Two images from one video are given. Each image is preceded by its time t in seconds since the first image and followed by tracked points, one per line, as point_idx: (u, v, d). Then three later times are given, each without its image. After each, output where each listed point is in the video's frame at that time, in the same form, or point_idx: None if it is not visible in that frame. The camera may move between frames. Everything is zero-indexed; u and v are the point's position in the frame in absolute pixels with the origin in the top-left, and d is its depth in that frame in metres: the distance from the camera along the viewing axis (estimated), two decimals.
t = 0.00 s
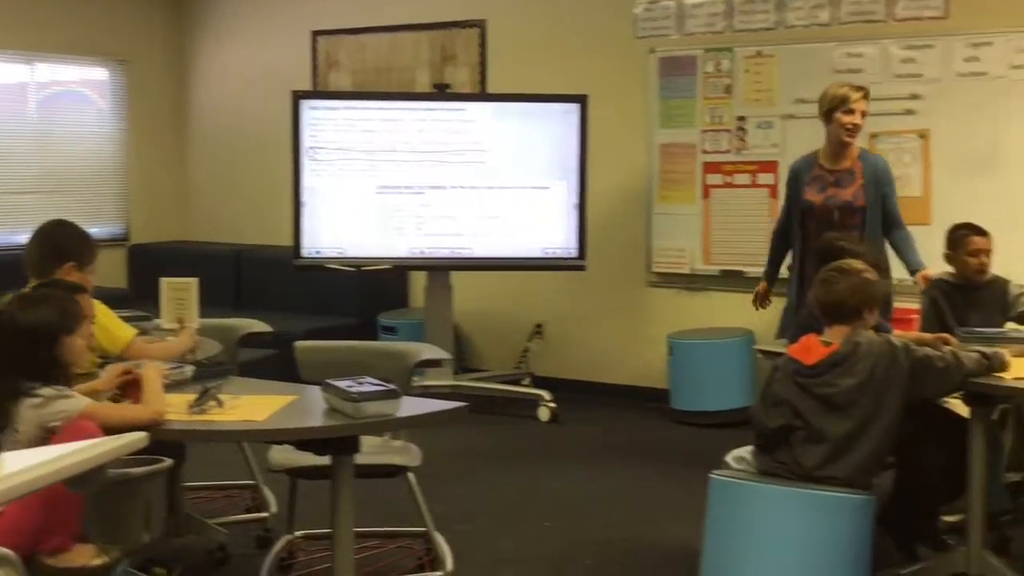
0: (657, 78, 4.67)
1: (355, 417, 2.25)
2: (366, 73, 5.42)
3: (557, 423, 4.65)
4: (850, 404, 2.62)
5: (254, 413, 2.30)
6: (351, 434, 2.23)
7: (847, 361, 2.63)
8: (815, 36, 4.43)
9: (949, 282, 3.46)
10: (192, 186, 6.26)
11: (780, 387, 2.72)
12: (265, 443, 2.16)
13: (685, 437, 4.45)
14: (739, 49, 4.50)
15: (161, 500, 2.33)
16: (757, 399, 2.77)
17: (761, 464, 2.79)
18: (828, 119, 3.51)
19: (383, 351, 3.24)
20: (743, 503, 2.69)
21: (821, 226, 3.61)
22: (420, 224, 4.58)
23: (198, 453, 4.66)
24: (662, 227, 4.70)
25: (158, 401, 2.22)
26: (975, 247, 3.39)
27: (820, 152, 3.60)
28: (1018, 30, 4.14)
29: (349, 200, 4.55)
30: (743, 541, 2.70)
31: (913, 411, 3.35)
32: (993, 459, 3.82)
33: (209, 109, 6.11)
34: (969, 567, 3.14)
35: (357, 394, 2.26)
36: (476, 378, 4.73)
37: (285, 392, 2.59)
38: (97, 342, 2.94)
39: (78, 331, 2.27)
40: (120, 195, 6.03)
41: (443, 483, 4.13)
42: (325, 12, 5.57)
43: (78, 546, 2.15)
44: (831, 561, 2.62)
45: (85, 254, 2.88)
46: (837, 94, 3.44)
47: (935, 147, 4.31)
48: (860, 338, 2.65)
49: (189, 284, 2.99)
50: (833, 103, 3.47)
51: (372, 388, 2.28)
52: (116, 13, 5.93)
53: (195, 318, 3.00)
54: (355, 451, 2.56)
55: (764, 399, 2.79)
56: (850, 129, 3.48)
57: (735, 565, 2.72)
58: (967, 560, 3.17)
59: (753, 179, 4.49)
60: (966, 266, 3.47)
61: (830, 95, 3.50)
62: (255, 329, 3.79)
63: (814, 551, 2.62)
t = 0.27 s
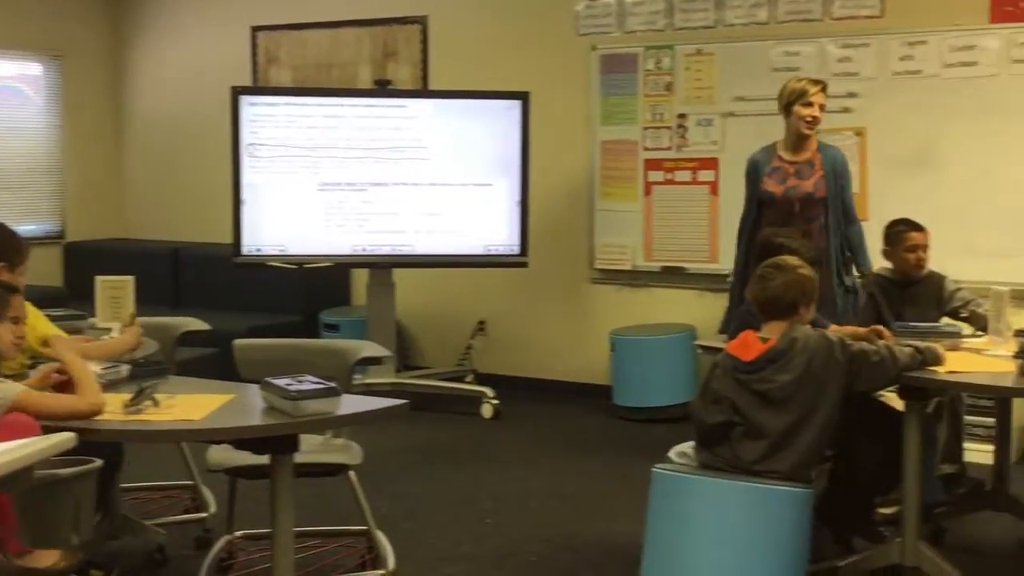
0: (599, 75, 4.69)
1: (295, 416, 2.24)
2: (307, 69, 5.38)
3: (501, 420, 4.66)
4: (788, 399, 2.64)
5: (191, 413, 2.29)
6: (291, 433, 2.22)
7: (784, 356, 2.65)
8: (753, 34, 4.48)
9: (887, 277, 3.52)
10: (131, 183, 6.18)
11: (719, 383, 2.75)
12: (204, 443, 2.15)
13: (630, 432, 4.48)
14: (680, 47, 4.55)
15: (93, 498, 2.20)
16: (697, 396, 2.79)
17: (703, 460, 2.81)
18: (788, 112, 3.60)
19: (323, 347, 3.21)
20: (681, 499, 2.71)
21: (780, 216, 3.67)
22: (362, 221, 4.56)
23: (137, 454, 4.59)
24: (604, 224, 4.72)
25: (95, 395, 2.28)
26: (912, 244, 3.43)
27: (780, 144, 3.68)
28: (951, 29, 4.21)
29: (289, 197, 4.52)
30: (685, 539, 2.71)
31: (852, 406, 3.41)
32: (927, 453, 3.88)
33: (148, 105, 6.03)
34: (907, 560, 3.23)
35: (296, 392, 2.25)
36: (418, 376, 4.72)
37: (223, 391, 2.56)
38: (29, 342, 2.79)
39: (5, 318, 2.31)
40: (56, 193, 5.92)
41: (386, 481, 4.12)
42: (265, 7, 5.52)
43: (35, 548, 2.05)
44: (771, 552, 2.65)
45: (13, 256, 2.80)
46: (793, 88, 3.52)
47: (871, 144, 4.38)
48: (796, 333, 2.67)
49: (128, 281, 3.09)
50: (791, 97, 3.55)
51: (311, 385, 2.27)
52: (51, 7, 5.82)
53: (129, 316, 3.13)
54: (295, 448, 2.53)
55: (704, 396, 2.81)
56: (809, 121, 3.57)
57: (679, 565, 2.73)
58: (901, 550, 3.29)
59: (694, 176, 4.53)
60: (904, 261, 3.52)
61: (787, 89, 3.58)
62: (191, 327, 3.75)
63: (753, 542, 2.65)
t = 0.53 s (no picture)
0: (542, 74, 4.71)
1: (233, 416, 2.22)
2: (248, 66, 5.32)
3: (445, 418, 4.65)
4: (727, 397, 2.67)
5: (128, 414, 2.26)
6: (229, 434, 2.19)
7: (724, 353, 2.68)
8: (694, 34, 4.52)
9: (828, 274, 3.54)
10: (68, 182, 6.07)
11: (660, 382, 2.76)
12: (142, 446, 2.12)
13: (575, 429, 4.50)
14: (622, 46, 4.57)
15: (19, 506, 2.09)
16: (639, 395, 2.80)
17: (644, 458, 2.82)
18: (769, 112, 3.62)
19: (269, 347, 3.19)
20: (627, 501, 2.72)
21: (768, 214, 3.68)
22: (305, 220, 4.53)
23: (74, 457, 4.50)
24: (548, 222, 4.74)
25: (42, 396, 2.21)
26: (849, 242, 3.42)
27: (764, 142, 3.68)
28: (887, 30, 4.28)
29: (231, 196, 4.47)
30: (630, 540, 2.73)
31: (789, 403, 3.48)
32: (864, 448, 3.95)
33: (86, 102, 5.93)
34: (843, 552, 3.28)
35: (235, 392, 2.22)
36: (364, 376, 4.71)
37: (161, 392, 2.53)
38: None
39: None
40: None
41: (330, 482, 4.08)
42: (205, 4, 5.46)
43: None
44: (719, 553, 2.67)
45: None
46: (773, 90, 3.52)
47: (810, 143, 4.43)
48: (736, 331, 2.70)
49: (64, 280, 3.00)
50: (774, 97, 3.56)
51: (250, 385, 2.24)
52: None
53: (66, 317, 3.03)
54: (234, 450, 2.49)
55: (645, 395, 2.83)
56: (791, 121, 3.59)
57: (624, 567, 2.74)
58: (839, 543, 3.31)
59: (636, 174, 4.57)
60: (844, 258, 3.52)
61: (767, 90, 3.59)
62: (129, 326, 3.69)
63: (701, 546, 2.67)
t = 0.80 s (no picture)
0: (485, 72, 4.71)
1: (171, 418, 2.18)
2: (188, 63, 5.26)
3: (390, 418, 4.64)
4: (666, 392, 2.69)
5: (63, 416, 2.22)
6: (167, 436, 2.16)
7: (665, 348, 2.70)
8: (637, 33, 4.55)
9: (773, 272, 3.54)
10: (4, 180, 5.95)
11: (603, 379, 2.79)
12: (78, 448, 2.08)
13: (522, 427, 4.52)
14: (565, 44, 4.59)
15: None
16: (582, 392, 2.83)
17: (590, 455, 2.85)
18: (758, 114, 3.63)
19: (210, 347, 3.12)
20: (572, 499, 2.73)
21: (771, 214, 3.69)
22: (247, 219, 4.49)
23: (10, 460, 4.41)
24: (492, 221, 4.75)
25: None
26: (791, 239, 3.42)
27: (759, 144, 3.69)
28: (825, 29, 4.34)
29: (171, 195, 4.42)
30: (575, 540, 2.73)
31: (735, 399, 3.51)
32: (803, 443, 4.00)
33: (22, 100, 5.82)
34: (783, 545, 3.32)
35: (172, 393, 2.19)
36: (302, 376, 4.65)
37: (99, 393, 2.49)
38: None
39: None
40: None
41: (273, 483, 4.05)
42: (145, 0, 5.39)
43: None
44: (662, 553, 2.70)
45: None
46: (762, 92, 3.53)
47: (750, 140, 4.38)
48: (677, 326, 2.72)
49: None
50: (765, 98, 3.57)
51: (188, 386, 2.21)
52: None
53: None
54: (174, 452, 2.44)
55: (589, 392, 2.85)
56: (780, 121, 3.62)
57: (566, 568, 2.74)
58: (780, 539, 3.35)
59: (580, 173, 4.60)
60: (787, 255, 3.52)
61: (755, 92, 3.61)
62: (64, 327, 3.62)
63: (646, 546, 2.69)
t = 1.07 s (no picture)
0: (428, 71, 4.71)
1: (105, 421, 2.12)
2: (126, 61, 5.18)
3: (333, 418, 4.62)
4: (607, 388, 2.70)
5: None
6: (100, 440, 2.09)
7: (604, 346, 2.71)
8: (579, 33, 4.56)
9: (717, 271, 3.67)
10: None
11: (545, 378, 2.80)
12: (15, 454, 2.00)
13: (468, 427, 4.51)
14: (508, 44, 4.60)
15: None
16: (526, 391, 2.83)
17: (535, 455, 2.85)
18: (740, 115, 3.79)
19: (144, 347, 3.05)
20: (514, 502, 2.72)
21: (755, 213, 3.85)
22: (187, 220, 4.44)
23: None
24: (436, 220, 4.76)
25: None
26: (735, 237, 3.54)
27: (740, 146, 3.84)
28: (765, 30, 4.37)
29: (108, 195, 4.36)
30: (520, 538, 2.72)
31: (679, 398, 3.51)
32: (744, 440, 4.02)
33: None
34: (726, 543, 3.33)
35: (107, 396, 2.13)
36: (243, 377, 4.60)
37: (29, 398, 2.42)
38: None
39: None
40: None
41: (213, 486, 4.00)
42: None
43: None
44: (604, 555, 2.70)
45: None
46: (748, 93, 3.69)
47: (692, 140, 4.43)
48: (616, 324, 2.73)
49: None
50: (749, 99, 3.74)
51: (124, 388, 2.15)
52: None
53: None
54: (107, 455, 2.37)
55: (533, 391, 2.86)
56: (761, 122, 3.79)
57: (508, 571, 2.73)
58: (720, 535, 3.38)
59: (523, 172, 4.61)
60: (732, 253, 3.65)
61: (737, 94, 3.76)
62: None
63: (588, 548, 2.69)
